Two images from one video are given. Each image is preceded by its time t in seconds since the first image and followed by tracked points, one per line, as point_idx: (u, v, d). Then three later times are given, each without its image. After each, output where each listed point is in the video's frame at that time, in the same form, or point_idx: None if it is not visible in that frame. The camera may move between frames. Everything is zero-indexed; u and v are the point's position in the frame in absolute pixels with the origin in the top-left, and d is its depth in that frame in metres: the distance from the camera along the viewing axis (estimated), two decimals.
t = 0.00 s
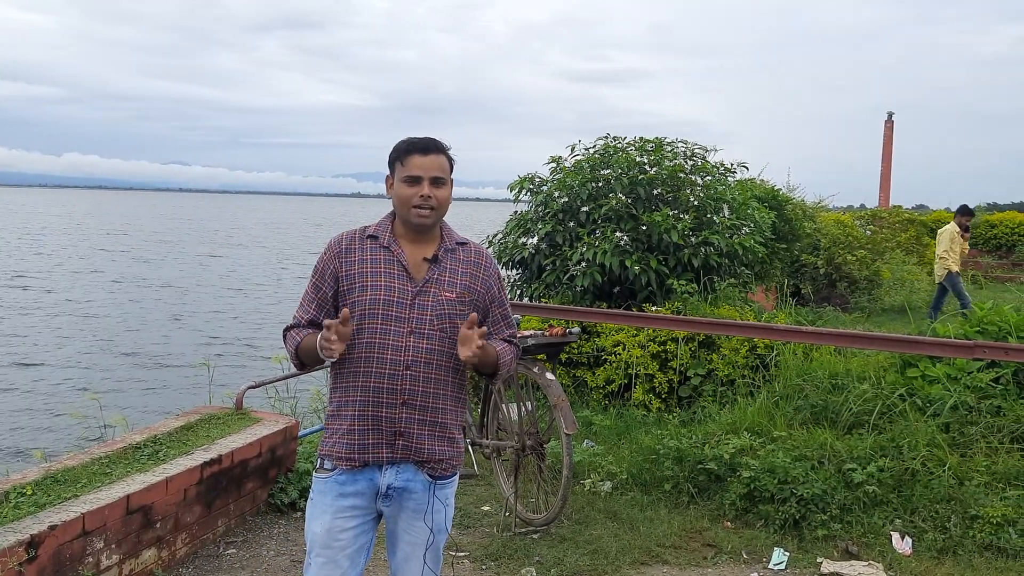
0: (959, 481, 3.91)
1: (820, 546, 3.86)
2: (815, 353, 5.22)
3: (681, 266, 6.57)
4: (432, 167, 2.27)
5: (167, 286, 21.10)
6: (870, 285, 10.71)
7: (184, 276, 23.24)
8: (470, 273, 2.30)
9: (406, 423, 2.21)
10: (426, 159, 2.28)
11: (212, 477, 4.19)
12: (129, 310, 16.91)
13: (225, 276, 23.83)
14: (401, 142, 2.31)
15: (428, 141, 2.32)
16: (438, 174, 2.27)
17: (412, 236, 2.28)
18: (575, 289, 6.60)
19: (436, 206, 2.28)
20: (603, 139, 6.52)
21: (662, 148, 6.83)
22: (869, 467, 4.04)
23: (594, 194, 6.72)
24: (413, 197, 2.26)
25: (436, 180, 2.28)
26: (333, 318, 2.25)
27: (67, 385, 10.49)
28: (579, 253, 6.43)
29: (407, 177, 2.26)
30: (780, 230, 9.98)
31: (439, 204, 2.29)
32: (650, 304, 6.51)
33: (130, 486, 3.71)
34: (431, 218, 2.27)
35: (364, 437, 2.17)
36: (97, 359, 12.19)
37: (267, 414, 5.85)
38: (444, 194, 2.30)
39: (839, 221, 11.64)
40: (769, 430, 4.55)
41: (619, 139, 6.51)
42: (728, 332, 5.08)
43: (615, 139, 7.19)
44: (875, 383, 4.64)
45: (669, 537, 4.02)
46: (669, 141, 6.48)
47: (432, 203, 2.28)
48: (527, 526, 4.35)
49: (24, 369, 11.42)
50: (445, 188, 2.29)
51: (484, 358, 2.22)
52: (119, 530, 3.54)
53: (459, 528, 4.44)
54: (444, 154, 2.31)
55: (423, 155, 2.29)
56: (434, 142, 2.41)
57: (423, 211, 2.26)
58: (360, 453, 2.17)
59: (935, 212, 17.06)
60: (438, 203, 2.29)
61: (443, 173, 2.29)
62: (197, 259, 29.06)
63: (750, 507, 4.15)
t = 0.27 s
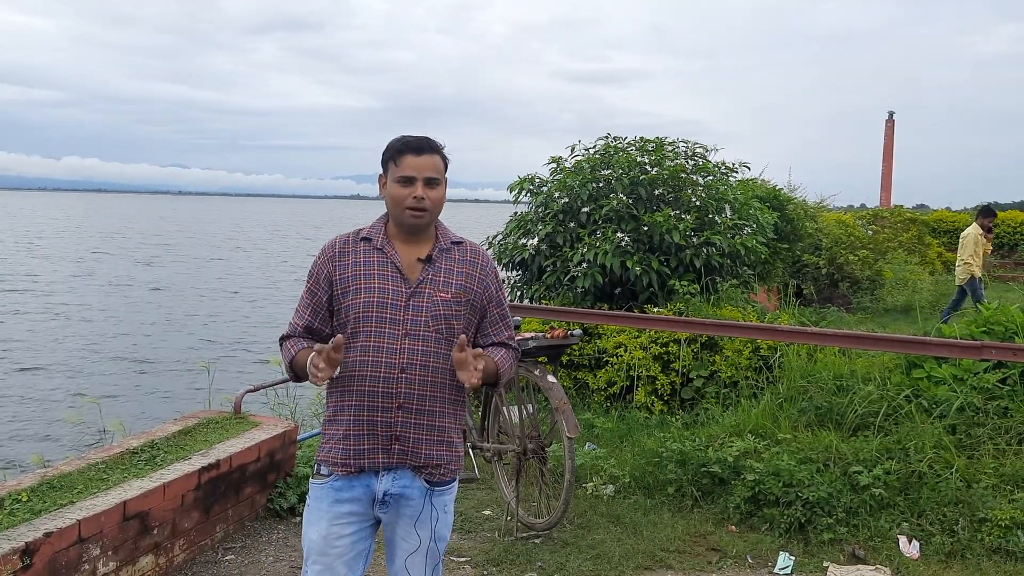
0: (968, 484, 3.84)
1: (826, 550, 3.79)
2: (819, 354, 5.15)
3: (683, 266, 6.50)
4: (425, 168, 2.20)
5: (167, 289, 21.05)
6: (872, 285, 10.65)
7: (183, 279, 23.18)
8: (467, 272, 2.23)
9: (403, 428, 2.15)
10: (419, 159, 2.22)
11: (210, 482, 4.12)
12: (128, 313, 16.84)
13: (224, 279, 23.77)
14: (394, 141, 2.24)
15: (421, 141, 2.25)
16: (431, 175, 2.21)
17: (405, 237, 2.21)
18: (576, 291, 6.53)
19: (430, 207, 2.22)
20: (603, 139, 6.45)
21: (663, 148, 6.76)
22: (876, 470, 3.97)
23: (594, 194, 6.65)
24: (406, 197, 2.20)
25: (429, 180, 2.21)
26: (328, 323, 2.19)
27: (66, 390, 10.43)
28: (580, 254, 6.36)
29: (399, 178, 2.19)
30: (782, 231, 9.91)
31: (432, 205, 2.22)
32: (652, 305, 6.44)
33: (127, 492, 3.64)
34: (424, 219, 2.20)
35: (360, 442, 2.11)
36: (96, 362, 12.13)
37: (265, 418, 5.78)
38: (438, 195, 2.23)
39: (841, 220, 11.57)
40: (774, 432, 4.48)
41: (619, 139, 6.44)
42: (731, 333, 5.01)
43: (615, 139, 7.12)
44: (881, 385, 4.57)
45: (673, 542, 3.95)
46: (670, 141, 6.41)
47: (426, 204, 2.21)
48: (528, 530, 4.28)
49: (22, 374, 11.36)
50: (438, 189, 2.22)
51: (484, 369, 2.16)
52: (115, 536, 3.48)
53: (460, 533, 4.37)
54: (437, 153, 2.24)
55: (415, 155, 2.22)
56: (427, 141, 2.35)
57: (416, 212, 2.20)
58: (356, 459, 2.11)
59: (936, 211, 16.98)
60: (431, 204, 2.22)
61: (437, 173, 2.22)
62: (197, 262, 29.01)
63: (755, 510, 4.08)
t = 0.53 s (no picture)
0: (974, 486, 3.78)
1: (831, 554, 3.72)
2: (822, 355, 5.09)
3: (684, 267, 6.44)
4: (421, 169, 2.14)
5: (167, 292, 21.01)
6: (874, 285, 10.59)
7: (183, 283, 23.13)
8: (464, 274, 2.16)
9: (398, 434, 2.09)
10: (414, 160, 2.16)
11: (208, 488, 4.06)
12: (128, 317, 16.80)
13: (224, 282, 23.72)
14: (389, 142, 2.19)
15: (417, 142, 2.19)
16: (427, 176, 2.15)
17: (400, 240, 2.15)
18: (577, 292, 6.48)
19: (426, 209, 2.15)
20: (603, 139, 6.39)
21: (664, 148, 6.70)
22: (881, 473, 3.90)
23: (595, 195, 6.59)
24: (401, 199, 2.14)
25: (425, 182, 2.15)
26: (323, 328, 2.13)
27: (65, 393, 10.39)
28: (580, 255, 6.30)
29: (394, 180, 2.13)
30: (784, 231, 9.85)
31: (429, 207, 2.16)
32: (653, 307, 6.38)
33: (124, 498, 3.58)
34: (420, 221, 2.14)
35: (355, 449, 2.05)
36: (96, 366, 12.09)
37: (264, 422, 5.72)
38: (434, 196, 2.17)
39: (843, 220, 11.50)
40: (778, 435, 4.42)
41: (620, 139, 6.38)
42: (733, 335, 4.95)
43: (616, 139, 7.06)
44: (886, 386, 4.50)
45: (676, 546, 3.89)
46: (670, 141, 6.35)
47: (421, 206, 2.15)
48: (530, 535, 4.22)
49: (22, 377, 11.32)
50: (435, 190, 2.16)
51: (484, 378, 2.10)
52: (112, 544, 3.42)
53: (460, 538, 4.30)
54: (434, 155, 2.18)
55: (411, 156, 2.16)
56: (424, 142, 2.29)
57: (412, 214, 2.13)
58: (351, 465, 2.06)
59: (938, 211, 16.92)
60: (427, 206, 2.16)
61: (433, 175, 2.16)
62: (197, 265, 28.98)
63: (759, 514, 4.02)
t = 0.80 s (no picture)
0: (976, 490, 3.72)
1: (832, 558, 3.66)
2: (823, 358, 5.03)
3: (684, 269, 6.39)
4: (415, 171, 2.10)
5: (167, 295, 20.98)
6: (875, 286, 10.52)
7: (183, 286, 23.10)
8: (460, 278, 2.11)
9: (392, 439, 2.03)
10: (409, 161, 2.11)
11: (203, 492, 4.01)
12: (128, 320, 16.75)
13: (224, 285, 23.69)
14: (384, 143, 2.14)
15: (412, 143, 2.14)
16: (422, 178, 2.10)
17: (395, 242, 2.11)
18: (576, 295, 6.42)
19: (421, 211, 2.11)
20: (602, 141, 6.33)
21: (663, 149, 6.64)
22: (882, 476, 3.85)
23: (594, 197, 6.53)
24: (395, 201, 2.09)
25: (419, 183, 2.10)
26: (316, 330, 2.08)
27: (64, 397, 10.35)
28: (579, 257, 6.25)
29: (389, 181, 2.09)
30: (785, 232, 9.80)
31: (424, 209, 2.11)
32: (653, 309, 6.33)
33: (116, 503, 3.53)
34: (415, 222, 2.09)
35: (347, 453, 2.00)
36: (95, 369, 12.05)
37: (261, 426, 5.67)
38: (429, 199, 2.12)
39: (843, 222, 11.45)
40: (778, 438, 4.36)
41: (619, 140, 6.33)
42: (733, 337, 4.90)
43: (615, 140, 7.01)
44: (887, 389, 4.44)
45: (676, 551, 3.83)
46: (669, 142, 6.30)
47: (416, 208, 2.10)
48: (528, 539, 4.17)
49: (20, 381, 11.28)
50: (430, 192, 2.11)
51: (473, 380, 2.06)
52: (104, 549, 3.37)
53: (458, 543, 4.25)
54: (429, 156, 2.13)
55: (406, 157, 2.11)
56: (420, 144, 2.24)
57: (406, 216, 2.09)
58: (343, 470, 2.00)
59: (939, 212, 16.86)
60: (422, 208, 2.11)
61: (428, 176, 2.11)
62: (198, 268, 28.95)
63: (759, 518, 3.96)
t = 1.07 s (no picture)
0: (978, 493, 3.68)
1: (834, 561, 3.62)
2: (824, 359, 5.00)
3: (685, 270, 6.36)
4: (412, 165, 2.07)
5: (169, 296, 20.98)
6: (878, 287, 10.47)
7: (184, 286, 23.08)
8: (458, 278, 2.08)
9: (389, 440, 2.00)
10: (406, 156, 2.08)
11: (201, 493, 3.98)
12: (128, 321, 16.74)
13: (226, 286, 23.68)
14: (380, 140, 2.11)
15: (409, 138, 2.12)
16: (419, 172, 2.07)
17: (393, 240, 2.07)
18: (576, 295, 6.39)
19: (419, 206, 2.07)
20: (603, 141, 6.30)
21: (665, 150, 6.61)
22: (884, 479, 3.81)
23: (595, 197, 6.50)
24: (392, 196, 2.05)
25: (417, 178, 2.07)
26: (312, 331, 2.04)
27: (64, 398, 10.33)
28: (580, 257, 6.22)
29: (385, 176, 2.05)
30: (787, 234, 9.76)
31: (422, 203, 2.08)
32: (654, 310, 6.29)
33: (113, 505, 3.50)
34: (413, 217, 2.06)
35: (344, 455, 1.97)
36: (96, 370, 12.04)
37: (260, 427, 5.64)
38: (427, 193, 2.09)
39: (845, 223, 11.40)
40: (779, 440, 4.32)
41: (620, 141, 6.29)
42: (735, 338, 4.86)
43: (616, 141, 6.98)
44: (889, 391, 4.40)
45: (676, 553, 3.79)
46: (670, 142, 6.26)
47: (414, 203, 2.07)
48: (527, 541, 4.13)
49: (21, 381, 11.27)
50: (428, 186, 2.08)
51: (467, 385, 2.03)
52: (101, 551, 3.35)
53: (457, 545, 4.22)
54: (426, 151, 2.10)
55: (403, 153, 2.08)
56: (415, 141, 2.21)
57: (405, 212, 2.05)
58: (340, 471, 1.97)
59: (942, 214, 16.81)
60: (420, 203, 2.07)
61: (425, 171, 2.08)
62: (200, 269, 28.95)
63: (760, 520, 3.92)
